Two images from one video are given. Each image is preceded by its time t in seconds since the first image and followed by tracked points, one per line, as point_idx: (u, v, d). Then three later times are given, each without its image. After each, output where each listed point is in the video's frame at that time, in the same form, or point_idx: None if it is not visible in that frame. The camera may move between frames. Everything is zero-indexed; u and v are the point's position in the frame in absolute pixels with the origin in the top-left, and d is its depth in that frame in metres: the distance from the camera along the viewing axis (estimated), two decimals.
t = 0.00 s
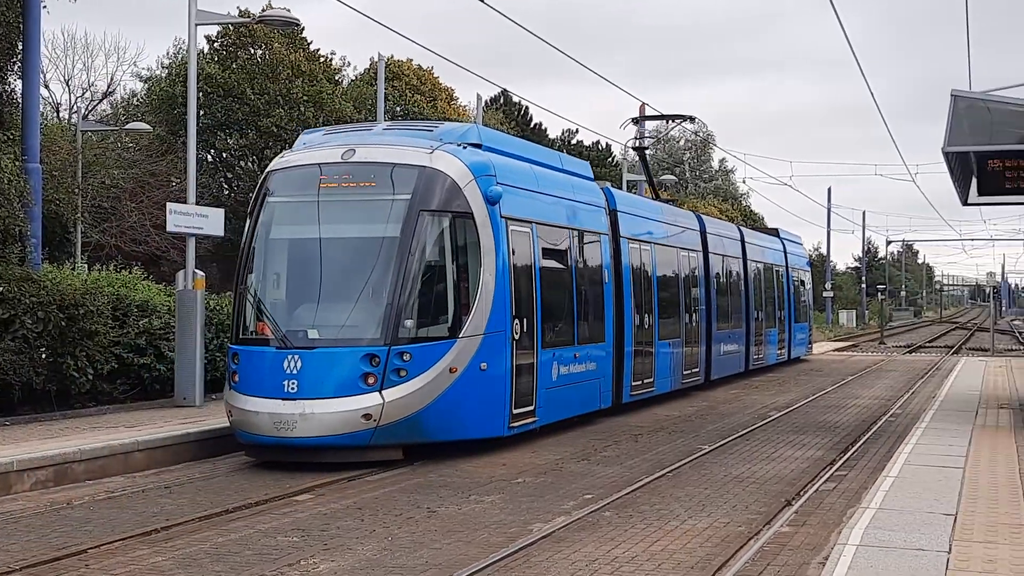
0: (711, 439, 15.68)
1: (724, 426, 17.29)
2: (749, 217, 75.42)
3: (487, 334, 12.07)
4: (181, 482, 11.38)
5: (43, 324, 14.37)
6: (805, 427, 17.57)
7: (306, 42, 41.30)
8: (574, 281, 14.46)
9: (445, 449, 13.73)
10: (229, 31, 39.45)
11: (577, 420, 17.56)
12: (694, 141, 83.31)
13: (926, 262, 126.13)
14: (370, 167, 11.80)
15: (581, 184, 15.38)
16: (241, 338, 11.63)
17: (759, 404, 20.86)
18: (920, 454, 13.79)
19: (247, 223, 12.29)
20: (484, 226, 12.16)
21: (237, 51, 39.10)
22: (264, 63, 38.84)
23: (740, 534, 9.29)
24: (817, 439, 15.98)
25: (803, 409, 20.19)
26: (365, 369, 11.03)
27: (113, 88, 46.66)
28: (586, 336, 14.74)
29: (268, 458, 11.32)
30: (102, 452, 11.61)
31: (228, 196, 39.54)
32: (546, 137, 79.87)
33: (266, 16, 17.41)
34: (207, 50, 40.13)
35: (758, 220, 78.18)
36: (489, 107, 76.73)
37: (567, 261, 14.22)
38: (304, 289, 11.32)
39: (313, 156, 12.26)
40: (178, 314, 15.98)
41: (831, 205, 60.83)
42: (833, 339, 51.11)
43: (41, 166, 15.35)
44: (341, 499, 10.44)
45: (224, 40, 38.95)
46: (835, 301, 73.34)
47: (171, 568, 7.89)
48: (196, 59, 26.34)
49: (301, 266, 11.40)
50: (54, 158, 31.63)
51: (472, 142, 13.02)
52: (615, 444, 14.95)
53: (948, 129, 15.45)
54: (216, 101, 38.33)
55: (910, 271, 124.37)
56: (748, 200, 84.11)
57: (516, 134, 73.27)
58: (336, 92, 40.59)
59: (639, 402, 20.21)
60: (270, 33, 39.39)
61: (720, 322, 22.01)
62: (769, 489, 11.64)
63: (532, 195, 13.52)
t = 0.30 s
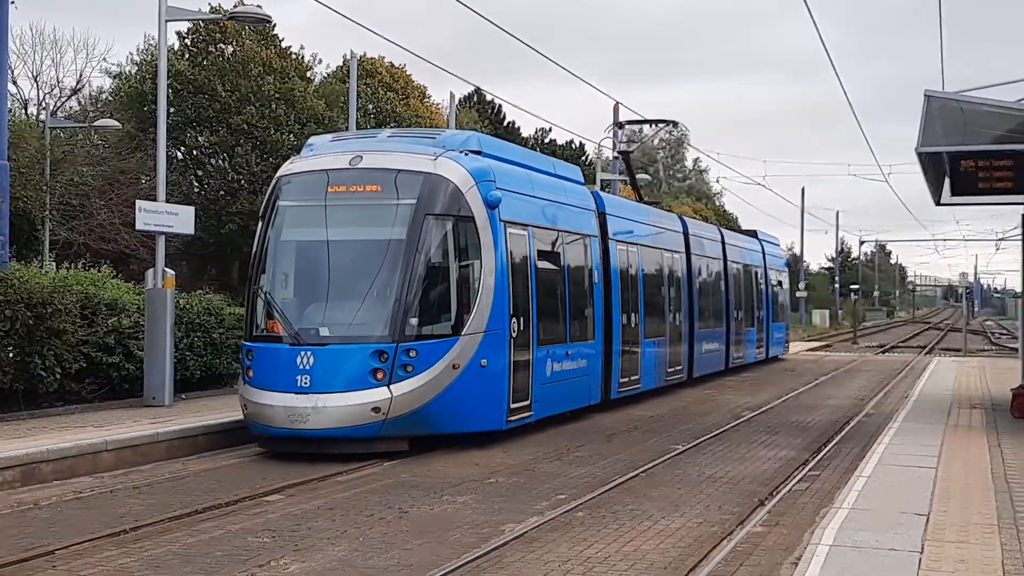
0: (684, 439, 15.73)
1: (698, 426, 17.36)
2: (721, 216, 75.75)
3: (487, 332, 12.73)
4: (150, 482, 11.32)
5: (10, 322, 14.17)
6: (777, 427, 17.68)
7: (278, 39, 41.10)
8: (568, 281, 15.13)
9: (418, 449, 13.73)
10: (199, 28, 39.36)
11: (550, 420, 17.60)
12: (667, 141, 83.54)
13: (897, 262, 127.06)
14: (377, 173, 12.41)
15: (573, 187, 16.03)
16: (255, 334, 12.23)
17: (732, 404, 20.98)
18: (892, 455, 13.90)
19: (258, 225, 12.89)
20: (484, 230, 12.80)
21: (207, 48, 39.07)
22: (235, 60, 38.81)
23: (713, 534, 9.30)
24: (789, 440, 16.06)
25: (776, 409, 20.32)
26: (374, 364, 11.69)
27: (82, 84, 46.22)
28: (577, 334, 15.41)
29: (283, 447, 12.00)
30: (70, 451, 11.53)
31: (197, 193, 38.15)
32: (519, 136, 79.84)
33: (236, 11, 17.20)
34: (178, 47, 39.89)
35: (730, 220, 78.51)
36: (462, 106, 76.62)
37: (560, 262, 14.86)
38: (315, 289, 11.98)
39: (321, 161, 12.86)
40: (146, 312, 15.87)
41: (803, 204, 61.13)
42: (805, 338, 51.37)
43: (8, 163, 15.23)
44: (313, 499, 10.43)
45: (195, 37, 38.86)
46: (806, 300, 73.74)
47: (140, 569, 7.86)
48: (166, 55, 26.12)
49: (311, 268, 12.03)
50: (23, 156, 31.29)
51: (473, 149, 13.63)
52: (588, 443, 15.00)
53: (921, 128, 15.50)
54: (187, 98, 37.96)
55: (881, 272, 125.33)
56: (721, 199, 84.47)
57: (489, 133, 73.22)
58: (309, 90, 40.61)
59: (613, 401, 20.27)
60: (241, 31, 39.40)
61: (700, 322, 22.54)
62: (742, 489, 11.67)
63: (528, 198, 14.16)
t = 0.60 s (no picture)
0: (655, 438, 15.78)
1: (669, 425, 17.42)
2: (693, 216, 75.92)
3: (487, 329, 13.44)
4: (119, 481, 11.22)
5: None
6: (748, 426, 17.78)
7: (249, 36, 40.87)
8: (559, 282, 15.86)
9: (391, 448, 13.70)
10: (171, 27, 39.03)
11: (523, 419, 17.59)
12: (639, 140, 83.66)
13: (867, 261, 128.18)
14: (382, 179, 13.10)
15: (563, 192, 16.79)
16: (268, 331, 12.84)
17: (704, 403, 21.07)
18: (861, 453, 14.00)
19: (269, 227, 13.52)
20: (484, 233, 13.50)
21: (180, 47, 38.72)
22: (205, 59, 38.39)
23: (683, 533, 9.33)
24: (760, 438, 16.17)
25: (747, 408, 20.44)
26: (382, 359, 12.41)
27: (50, 81, 45.67)
28: (567, 330, 16.15)
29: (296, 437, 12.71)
30: (39, 451, 11.41)
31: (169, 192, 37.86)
32: (491, 134, 79.69)
33: (207, 10, 16.94)
34: (149, 44, 39.61)
35: (701, 220, 78.71)
36: (435, 105, 76.41)
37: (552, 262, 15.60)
38: (325, 288, 12.63)
39: (328, 167, 13.51)
40: (118, 310, 15.74)
41: (773, 203, 61.50)
42: (776, 338, 51.57)
43: None
44: (285, 499, 10.39)
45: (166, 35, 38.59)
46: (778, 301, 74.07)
47: (108, 568, 7.80)
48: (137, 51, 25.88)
49: (321, 267, 12.70)
50: None
51: (473, 155, 14.36)
52: (559, 441, 15.00)
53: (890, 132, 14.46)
54: (158, 96, 37.69)
55: (851, 272, 126.39)
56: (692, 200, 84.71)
57: (461, 132, 73.04)
58: (281, 88, 40.45)
59: (585, 400, 20.32)
60: (214, 29, 39.19)
61: (680, 321, 23.35)
62: (712, 487, 11.71)
63: (523, 202, 14.93)
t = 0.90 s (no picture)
0: (627, 438, 15.85)
1: (641, 426, 17.50)
2: (667, 218, 76.08)
3: (485, 328, 14.18)
4: (90, 481, 11.13)
5: None
6: (719, 426, 17.89)
7: (223, 36, 40.78)
8: (550, 286, 16.59)
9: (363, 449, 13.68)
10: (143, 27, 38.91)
11: (496, 419, 17.61)
12: (613, 142, 83.77)
13: (838, 263, 129.11)
14: (389, 188, 13.83)
15: (555, 200, 17.55)
16: (282, 329, 13.61)
17: (676, 404, 21.17)
18: (831, 454, 14.11)
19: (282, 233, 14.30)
20: (483, 238, 14.24)
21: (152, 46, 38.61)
22: (178, 58, 38.13)
23: (655, 533, 9.37)
24: (731, 439, 16.28)
25: (718, 409, 20.56)
26: (389, 356, 13.13)
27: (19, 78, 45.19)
28: (558, 330, 16.89)
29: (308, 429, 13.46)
30: (10, 450, 11.29)
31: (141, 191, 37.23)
32: (465, 134, 79.52)
33: (180, 10, 16.78)
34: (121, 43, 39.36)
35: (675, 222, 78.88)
36: (408, 105, 76.20)
37: (543, 266, 16.30)
38: (335, 290, 13.39)
39: (338, 177, 14.27)
40: (90, 310, 15.63)
41: (747, 205, 61.71)
42: (749, 339, 51.75)
43: None
44: (258, 499, 10.35)
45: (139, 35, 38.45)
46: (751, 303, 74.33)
47: (79, 568, 7.74)
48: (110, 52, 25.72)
49: (332, 270, 13.46)
50: None
51: (473, 166, 15.08)
52: (532, 442, 15.02)
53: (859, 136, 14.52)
54: (130, 95, 37.30)
55: (822, 273, 127.25)
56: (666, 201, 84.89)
57: (435, 133, 72.84)
58: (254, 87, 40.22)
59: (558, 401, 20.36)
60: (187, 28, 39.03)
61: (662, 321, 23.70)
62: (684, 488, 11.76)
63: (518, 210, 15.66)
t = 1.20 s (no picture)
0: (597, 439, 15.87)
1: (610, 426, 17.52)
2: (636, 219, 76.25)
3: (480, 328, 14.93)
4: (56, 483, 11.00)
5: None
6: (688, 427, 17.95)
7: (191, 36, 40.65)
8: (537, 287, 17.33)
9: (332, 450, 13.61)
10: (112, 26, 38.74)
11: (466, 420, 17.59)
12: (583, 143, 83.80)
13: (806, 265, 130.04)
14: (389, 196, 14.55)
15: (542, 205, 18.30)
16: (289, 328, 14.35)
17: (645, 405, 21.20)
18: (799, 455, 14.19)
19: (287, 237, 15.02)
20: (477, 244, 14.96)
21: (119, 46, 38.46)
22: (146, 58, 37.96)
23: (624, 533, 9.38)
24: (700, 439, 16.34)
25: (687, 410, 20.62)
26: (391, 354, 13.89)
27: None
28: (545, 330, 17.61)
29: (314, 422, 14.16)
30: None
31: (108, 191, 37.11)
32: (435, 134, 79.38)
33: (147, 9, 16.60)
34: (88, 43, 39.05)
35: (645, 223, 79.07)
36: (377, 105, 75.95)
37: (531, 269, 17.01)
38: (339, 292, 14.14)
39: (341, 184, 14.97)
40: (55, 311, 15.42)
41: (716, 207, 61.96)
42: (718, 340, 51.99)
43: None
44: (226, 500, 10.26)
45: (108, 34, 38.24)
46: (720, 303, 74.62)
47: (44, 570, 7.65)
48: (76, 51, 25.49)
49: (336, 273, 14.21)
50: None
51: (467, 174, 15.76)
52: (501, 443, 14.98)
53: (826, 140, 14.57)
54: (98, 95, 37.10)
55: (791, 275, 128.14)
56: (635, 203, 85.12)
57: (404, 133, 72.64)
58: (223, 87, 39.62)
59: (527, 402, 20.34)
60: (155, 27, 38.82)
61: (640, 321, 24.64)
62: (652, 489, 11.78)
63: (509, 215, 16.39)
